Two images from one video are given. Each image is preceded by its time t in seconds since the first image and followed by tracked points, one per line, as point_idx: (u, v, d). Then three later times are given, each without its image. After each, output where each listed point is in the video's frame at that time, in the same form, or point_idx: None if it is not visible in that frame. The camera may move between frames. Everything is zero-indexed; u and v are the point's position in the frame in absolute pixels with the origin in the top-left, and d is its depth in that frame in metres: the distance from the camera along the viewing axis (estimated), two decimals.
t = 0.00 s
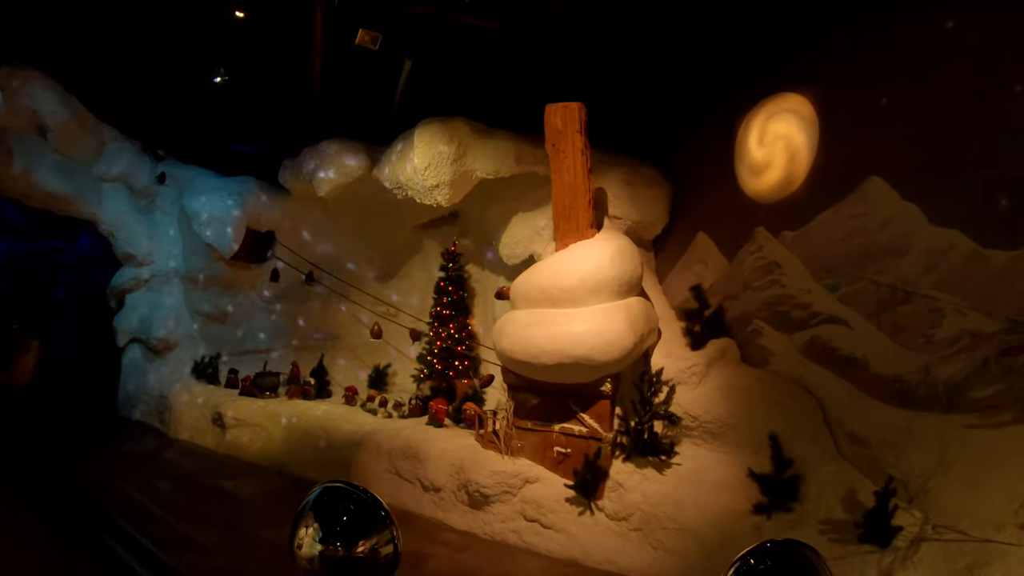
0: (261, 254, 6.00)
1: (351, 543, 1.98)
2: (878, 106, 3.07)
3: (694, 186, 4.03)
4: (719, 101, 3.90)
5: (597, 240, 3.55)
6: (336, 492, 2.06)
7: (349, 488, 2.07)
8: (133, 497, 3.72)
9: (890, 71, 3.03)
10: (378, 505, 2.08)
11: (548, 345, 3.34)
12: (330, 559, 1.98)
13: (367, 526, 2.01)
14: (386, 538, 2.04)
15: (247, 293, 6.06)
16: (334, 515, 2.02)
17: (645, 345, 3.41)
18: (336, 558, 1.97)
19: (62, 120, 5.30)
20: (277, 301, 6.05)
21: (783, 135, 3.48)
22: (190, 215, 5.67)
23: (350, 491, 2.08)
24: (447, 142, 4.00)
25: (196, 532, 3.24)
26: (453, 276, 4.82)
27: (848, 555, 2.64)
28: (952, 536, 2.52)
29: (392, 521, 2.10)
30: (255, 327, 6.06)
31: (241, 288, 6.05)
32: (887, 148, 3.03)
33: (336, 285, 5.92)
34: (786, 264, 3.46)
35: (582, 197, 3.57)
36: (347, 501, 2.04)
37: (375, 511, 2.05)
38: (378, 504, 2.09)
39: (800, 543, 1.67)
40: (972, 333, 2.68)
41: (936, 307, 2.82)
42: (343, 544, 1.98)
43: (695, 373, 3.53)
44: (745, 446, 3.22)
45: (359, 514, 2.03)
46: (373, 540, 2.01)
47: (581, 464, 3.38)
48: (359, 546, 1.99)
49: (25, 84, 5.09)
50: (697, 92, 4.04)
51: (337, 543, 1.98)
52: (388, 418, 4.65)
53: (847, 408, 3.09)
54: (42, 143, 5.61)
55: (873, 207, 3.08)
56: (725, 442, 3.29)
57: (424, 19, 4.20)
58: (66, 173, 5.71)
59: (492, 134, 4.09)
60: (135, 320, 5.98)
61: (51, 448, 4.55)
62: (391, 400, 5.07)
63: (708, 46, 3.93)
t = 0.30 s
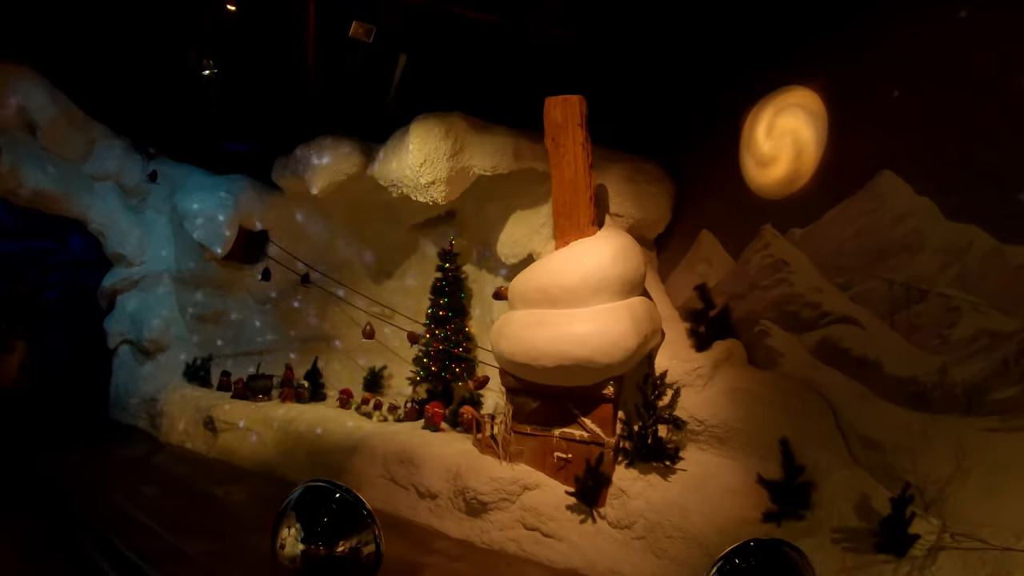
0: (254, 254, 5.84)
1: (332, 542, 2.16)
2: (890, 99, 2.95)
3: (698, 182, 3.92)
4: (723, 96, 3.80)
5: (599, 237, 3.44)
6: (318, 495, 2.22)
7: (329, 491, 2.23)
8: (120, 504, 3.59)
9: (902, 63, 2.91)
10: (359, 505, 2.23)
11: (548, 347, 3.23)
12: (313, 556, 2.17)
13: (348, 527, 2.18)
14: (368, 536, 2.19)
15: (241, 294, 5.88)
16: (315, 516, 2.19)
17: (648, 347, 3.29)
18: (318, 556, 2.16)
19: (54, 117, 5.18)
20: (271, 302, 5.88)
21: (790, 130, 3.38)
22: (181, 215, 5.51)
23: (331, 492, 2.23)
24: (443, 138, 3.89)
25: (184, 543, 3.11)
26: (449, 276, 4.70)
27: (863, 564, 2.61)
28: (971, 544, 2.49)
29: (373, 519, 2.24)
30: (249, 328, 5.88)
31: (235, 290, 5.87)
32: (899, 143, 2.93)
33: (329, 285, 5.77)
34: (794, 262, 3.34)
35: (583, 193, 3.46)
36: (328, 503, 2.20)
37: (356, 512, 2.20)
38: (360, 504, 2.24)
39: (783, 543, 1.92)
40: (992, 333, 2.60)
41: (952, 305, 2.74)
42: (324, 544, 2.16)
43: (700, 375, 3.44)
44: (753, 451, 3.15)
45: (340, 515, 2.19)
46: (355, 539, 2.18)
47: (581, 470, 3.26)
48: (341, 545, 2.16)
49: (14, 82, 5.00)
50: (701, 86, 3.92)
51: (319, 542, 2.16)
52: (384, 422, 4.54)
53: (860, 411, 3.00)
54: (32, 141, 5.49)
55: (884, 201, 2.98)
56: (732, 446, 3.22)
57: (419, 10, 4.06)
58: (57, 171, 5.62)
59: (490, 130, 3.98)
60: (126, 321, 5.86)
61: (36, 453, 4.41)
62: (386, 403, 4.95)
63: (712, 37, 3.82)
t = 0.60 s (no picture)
0: (252, 255, 5.70)
1: (312, 546, 2.00)
2: (909, 89, 2.84)
3: (707, 179, 3.81)
4: (733, 91, 3.68)
5: (606, 235, 3.33)
6: (300, 496, 2.06)
7: (312, 492, 2.05)
8: (110, 513, 3.47)
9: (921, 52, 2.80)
10: (344, 507, 2.03)
11: (554, 350, 3.11)
12: (295, 560, 2.02)
13: (328, 530, 2.00)
14: (351, 539, 2.00)
15: (239, 296, 5.74)
16: (296, 519, 2.03)
17: (658, 349, 3.19)
18: (300, 560, 2.00)
19: (46, 116, 5.13)
20: (269, 302, 5.73)
21: (803, 123, 3.27)
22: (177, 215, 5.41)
23: (314, 494, 2.06)
24: (444, 134, 3.78)
25: (175, 554, 2.99)
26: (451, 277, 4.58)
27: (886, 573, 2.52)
28: (1000, 553, 2.37)
29: (358, 524, 2.04)
30: (246, 330, 5.76)
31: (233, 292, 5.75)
32: (919, 135, 2.82)
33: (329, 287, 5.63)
34: (808, 260, 3.26)
35: (590, 189, 3.35)
36: (311, 505, 2.03)
37: (339, 515, 2.01)
38: (346, 505, 2.04)
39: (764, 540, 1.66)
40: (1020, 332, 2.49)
41: (976, 303, 2.64)
42: (305, 547, 2.00)
43: (712, 379, 3.36)
44: (767, 457, 3.07)
45: (322, 517, 2.01)
46: (337, 543, 1.99)
47: (588, 477, 3.15)
48: (321, 549, 1.99)
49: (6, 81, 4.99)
50: (711, 81, 3.81)
51: (300, 546, 2.01)
52: (384, 426, 4.42)
53: (880, 415, 2.90)
54: (26, 140, 5.42)
55: (903, 197, 2.88)
56: (745, 452, 3.14)
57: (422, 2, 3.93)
58: (50, 171, 5.51)
59: (493, 125, 3.86)
60: (121, 324, 5.75)
61: (27, 459, 4.29)
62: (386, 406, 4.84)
63: (722, 30, 3.72)
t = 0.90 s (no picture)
0: (260, 255, 5.60)
1: (302, 545, 1.95)
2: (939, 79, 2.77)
3: (727, 174, 3.66)
4: (757, 84, 3.53)
5: (626, 230, 3.20)
6: (291, 494, 2.02)
7: (303, 491, 2.02)
8: (111, 518, 3.36)
9: (955, 41, 2.72)
10: (334, 506, 2.02)
11: (572, 351, 2.99)
12: (283, 559, 1.97)
13: (319, 529, 1.96)
14: (341, 539, 1.98)
15: (248, 295, 5.67)
16: (286, 518, 1.99)
17: (681, 349, 3.06)
18: (289, 559, 1.96)
19: (52, 111, 5.14)
20: (278, 302, 5.69)
21: (829, 116, 3.11)
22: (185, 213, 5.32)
23: (305, 492, 2.03)
24: (457, 127, 3.66)
25: (176, 560, 2.88)
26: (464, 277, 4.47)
27: None
28: None
29: (349, 521, 2.02)
30: (255, 330, 5.70)
31: (242, 291, 5.68)
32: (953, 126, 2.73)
33: (339, 287, 5.54)
34: (835, 256, 3.13)
35: (608, 184, 3.23)
36: (302, 503, 2.00)
37: (330, 513, 1.99)
38: (336, 505, 2.03)
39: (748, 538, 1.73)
40: None
41: (1015, 301, 2.54)
42: (294, 546, 1.96)
43: (736, 381, 3.22)
44: (795, 462, 2.95)
45: (313, 517, 1.98)
46: (328, 542, 1.96)
47: (607, 484, 3.01)
48: (312, 548, 1.95)
49: (12, 74, 4.94)
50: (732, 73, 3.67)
51: (290, 544, 1.96)
52: (394, 429, 4.31)
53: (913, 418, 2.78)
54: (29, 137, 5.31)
55: (936, 190, 2.79)
56: (771, 457, 3.02)
57: None
58: (53, 169, 5.37)
59: (507, 118, 3.75)
60: (128, 324, 5.67)
61: (28, 462, 4.20)
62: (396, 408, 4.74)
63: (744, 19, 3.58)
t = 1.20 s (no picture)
0: (273, 259, 5.44)
1: (282, 545, 1.82)
2: (973, 70, 2.64)
3: (752, 171, 3.53)
4: (782, 78, 3.41)
5: (649, 231, 3.08)
6: (272, 495, 1.91)
7: (285, 492, 1.92)
8: (116, 526, 3.29)
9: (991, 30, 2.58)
10: (317, 509, 1.91)
11: (596, 355, 2.87)
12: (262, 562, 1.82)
13: (302, 529, 1.85)
14: (322, 542, 1.85)
15: (260, 299, 5.58)
16: (267, 518, 1.87)
17: (707, 354, 2.95)
18: (268, 560, 1.82)
19: (61, 112, 5.05)
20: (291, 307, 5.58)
21: (858, 111, 3.00)
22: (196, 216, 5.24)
23: (287, 494, 1.92)
24: (474, 125, 3.55)
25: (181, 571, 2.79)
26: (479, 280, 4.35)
27: None
28: None
29: (331, 525, 1.90)
30: (268, 335, 5.61)
31: (254, 295, 5.56)
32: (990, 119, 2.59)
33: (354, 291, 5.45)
34: (868, 256, 2.99)
35: (631, 183, 3.11)
36: (284, 503, 1.89)
37: (312, 514, 1.89)
38: (316, 509, 1.92)
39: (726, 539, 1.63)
40: None
41: None
42: (275, 545, 1.82)
43: (766, 388, 3.10)
44: (828, 473, 2.82)
45: (295, 517, 1.86)
46: (308, 544, 1.84)
47: (631, 495, 2.89)
48: (293, 548, 1.82)
49: (22, 77, 4.90)
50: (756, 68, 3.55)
51: (269, 544, 1.83)
52: (410, 436, 4.21)
53: (953, 426, 2.63)
54: (40, 140, 5.30)
55: (974, 185, 2.64)
56: (802, 467, 2.88)
57: None
58: (66, 171, 5.39)
59: (527, 118, 3.63)
60: (141, 328, 5.63)
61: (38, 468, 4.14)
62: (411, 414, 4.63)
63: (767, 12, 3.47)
